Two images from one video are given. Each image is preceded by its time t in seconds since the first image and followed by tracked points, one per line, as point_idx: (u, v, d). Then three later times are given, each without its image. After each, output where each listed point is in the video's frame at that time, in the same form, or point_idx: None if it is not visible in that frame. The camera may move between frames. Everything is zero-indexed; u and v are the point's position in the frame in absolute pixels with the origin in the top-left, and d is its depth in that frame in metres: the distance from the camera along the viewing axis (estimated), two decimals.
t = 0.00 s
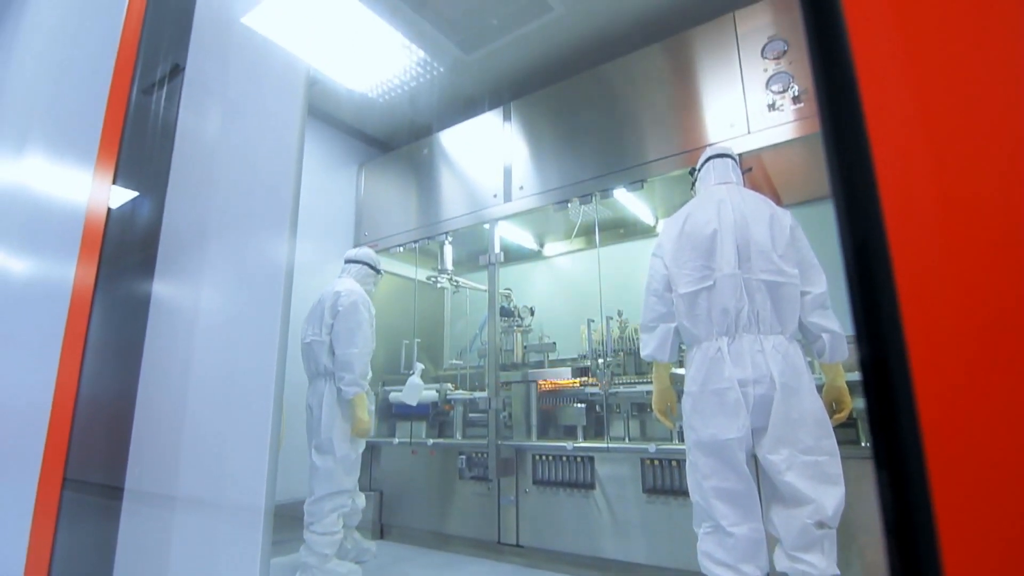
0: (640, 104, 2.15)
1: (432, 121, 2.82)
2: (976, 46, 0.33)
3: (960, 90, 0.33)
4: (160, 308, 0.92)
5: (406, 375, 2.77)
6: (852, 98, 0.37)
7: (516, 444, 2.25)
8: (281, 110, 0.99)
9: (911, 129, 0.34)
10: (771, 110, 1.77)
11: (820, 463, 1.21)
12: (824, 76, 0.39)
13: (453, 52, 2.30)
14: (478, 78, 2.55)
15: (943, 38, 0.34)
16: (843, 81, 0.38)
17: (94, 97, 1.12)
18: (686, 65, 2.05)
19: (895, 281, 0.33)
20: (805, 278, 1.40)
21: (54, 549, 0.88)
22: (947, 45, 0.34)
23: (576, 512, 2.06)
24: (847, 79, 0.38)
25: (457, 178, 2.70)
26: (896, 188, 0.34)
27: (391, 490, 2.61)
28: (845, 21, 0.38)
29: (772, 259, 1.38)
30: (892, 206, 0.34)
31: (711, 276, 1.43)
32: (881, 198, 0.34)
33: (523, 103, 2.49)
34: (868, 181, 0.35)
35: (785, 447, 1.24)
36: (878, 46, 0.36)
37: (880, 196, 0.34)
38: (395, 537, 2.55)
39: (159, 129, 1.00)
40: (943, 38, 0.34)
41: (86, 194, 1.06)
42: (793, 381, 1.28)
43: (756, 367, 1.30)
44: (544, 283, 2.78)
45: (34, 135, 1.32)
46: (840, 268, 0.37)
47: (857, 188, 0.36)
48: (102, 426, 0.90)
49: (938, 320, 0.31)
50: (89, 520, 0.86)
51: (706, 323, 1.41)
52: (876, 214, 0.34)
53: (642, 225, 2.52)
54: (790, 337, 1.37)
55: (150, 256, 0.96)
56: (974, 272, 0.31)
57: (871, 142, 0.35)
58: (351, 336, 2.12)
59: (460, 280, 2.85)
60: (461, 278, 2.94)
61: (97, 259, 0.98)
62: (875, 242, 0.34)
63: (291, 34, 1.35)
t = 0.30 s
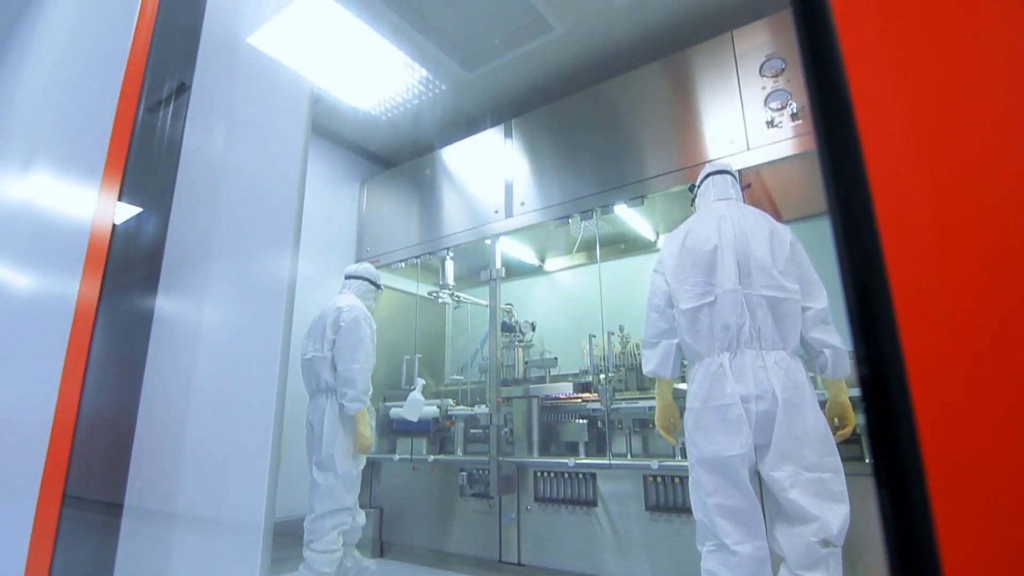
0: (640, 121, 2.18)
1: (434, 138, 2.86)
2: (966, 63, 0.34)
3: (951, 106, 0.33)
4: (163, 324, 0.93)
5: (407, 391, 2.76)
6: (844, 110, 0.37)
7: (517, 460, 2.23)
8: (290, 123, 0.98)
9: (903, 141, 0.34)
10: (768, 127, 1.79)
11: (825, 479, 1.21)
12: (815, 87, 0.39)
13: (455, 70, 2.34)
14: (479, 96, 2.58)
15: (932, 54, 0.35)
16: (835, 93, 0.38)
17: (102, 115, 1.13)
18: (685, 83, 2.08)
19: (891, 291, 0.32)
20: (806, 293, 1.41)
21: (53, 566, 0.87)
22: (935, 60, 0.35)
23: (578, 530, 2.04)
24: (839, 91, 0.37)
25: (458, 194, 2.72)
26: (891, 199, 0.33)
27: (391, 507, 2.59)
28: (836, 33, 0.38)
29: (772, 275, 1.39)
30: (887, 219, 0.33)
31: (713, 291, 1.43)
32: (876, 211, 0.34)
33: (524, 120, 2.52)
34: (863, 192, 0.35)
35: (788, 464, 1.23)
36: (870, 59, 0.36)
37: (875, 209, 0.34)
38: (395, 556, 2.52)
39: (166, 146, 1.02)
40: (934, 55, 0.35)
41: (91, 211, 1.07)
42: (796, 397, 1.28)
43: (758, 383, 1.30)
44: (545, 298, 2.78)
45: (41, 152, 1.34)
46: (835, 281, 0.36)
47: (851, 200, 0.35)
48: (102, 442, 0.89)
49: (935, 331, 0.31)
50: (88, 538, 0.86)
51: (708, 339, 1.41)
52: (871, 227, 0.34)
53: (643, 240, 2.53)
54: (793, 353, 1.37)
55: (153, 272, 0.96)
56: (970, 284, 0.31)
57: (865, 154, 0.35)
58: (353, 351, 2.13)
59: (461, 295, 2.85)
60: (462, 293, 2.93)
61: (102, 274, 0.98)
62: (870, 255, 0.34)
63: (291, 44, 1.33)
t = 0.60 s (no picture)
0: (640, 136, 2.20)
1: (436, 154, 2.89)
2: (957, 80, 0.34)
3: (944, 123, 0.34)
4: (166, 338, 0.93)
5: (408, 406, 2.75)
6: (839, 125, 0.37)
7: (519, 476, 2.22)
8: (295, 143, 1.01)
9: (897, 155, 0.34)
10: (768, 142, 1.80)
11: (829, 495, 1.20)
12: (811, 100, 0.39)
13: (457, 86, 2.38)
14: (481, 113, 2.62)
15: (925, 71, 0.35)
16: (829, 106, 0.38)
17: (108, 131, 1.14)
18: (685, 99, 2.10)
19: (889, 303, 0.32)
20: (807, 307, 1.39)
21: None
22: (927, 77, 0.35)
23: (581, 547, 2.02)
24: (834, 105, 0.37)
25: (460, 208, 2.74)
26: (886, 211, 0.34)
27: (391, 523, 2.57)
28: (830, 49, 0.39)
29: (774, 289, 1.39)
30: (883, 233, 0.33)
31: (714, 306, 1.43)
32: (873, 225, 0.34)
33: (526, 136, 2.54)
34: (858, 207, 0.35)
35: (792, 480, 1.23)
36: (863, 75, 0.37)
37: (871, 222, 0.34)
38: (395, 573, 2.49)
39: (170, 162, 1.02)
40: (925, 72, 0.35)
41: (97, 226, 1.08)
42: (799, 412, 1.27)
43: (761, 398, 1.29)
44: (547, 312, 2.78)
45: (46, 168, 1.36)
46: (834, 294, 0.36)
47: (848, 214, 0.35)
48: (104, 457, 0.89)
49: (932, 344, 0.31)
50: (88, 555, 0.85)
51: (710, 353, 1.41)
52: (868, 241, 0.34)
53: (645, 254, 2.53)
54: (795, 367, 1.36)
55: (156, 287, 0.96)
56: (965, 297, 0.31)
57: (860, 170, 0.35)
58: (356, 365, 2.14)
59: (462, 309, 2.85)
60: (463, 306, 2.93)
61: (106, 288, 0.99)
62: (867, 269, 0.34)
63: (303, 68, 1.42)
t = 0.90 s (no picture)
0: (640, 151, 2.22)
1: (439, 169, 2.92)
2: (951, 74, 0.33)
3: (937, 117, 0.33)
4: (167, 351, 0.93)
5: (409, 421, 2.73)
6: (831, 119, 0.36)
7: (521, 491, 2.20)
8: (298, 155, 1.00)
9: (892, 158, 0.33)
10: (769, 156, 1.82)
11: (834, 511, 1.18)
12: (804, 93, 0.38)
13: (459, 102, 2.41)
14: (483, 128, 2.65)
15: (918, 72, 0.34)
16: (821, 100, 0.37)
17: (115, 147, 1.16)
18: (685, 114, 2.12)
19: (887, 310, 0.31)
20: (809, 321, 1.39)
21: None
22: (920, 78, 0.34)
23: (584, 563, 2.00)
24: (826, 99, 0.36)
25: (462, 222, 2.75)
26: (882, 214, 0.32)
27: (392, 539, 2.54)
28: (821, 44, 0.38)
29: (776, 302, 1.39)
30: (877, 228, 0.32)
31: (716, 319, 1.44)
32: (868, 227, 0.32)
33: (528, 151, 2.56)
34: (852, 203, 0.33)
35: (797, 496, 1.22)
36: (855, 68, 0.36)
37: (865, 218, 0.33)
38: None
39: (176, 178, 1.04)
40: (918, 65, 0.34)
41: (102, 240, 1.08)
42: (802, 426, 1.27)
43: (765, 413, 1.29)
44: (549, 326, 2.77)
45: (52, 184, 1.37)
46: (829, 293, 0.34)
47: (842, 208, 0.34)
48: (106, 471, 0.89)
49: (932, 353, 0.29)
50: (89, 570, 0.84)
51: (713, 367, 1.41)
52: (862, 235, 0.33)
53: (646, 267, 2.53)
54: (798, 381, 1.36)
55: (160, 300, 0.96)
56: (965, 304, 0.29)
57: (854, 171, 0.34)
58: (358, 380, 2.13)
59: (465, 322, 2.83)
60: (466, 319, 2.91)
61: (110, 301, 0.99)
62: (863, 265, 0.32)
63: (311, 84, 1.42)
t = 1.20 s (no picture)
0: (640, 163, 2.23)
1: (441, 182, 2.94)
2: (947, 62, 0.31)
3: (933, 110, 0.31)
4: (167, 364, 0.90)
5: (410, 433, 2.72)
6: (822, 116, 0.34)
7: (523, 504, 2.19)
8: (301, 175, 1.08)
9: (886, 155, 0.31)
10: (768, 168, 1.83)
11: (838, 524, 1.16)
12: (795, 89, 0.37)
13: (460, 115, 2.44)
14: (484, 141, 2.67)
15: (910, 63, 0.32)
16: (813, 96, 0.35)
17: (119, 158, 1.17)
18: (684, 127, 2.14)
19: (884, 317, 0.29)
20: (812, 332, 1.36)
21: None
22: (914, 68, 0.32)
23: None
24: (816, 95, 0.35)
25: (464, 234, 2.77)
26: (877, 216, 0.30)
27: (393, 552, 2.52)
28: (809, 34, 0.36)
29: (776, 314, 1.39)
30: (872, 229, 0.30)
31: (718, 331, 1.44)
32: (863, 231, 0.31)
33: (529, 163, 2.58)
34: (845, 204, 0.32)
35: (800, 508, 1.21)
36: (845, 60, 0.34)
37: (858, 219, 0.31)
38: None
39: (180, 190, 1.00)
40: (911, 54, 0.32)
41: (104, 252, 1.08)
42: (805, 438, 1.26)
43: (767, 425, 1.28)
44: (552, 338, 2.76)
45: (58, 197, 1.38)
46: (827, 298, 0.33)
47: (836, 210, 0.33)
48: (102, 486, 0.85)
49: (932, 363, 0.27)
50: None
51: (715, 379, 1.41)
52: (857, 237, 0.31)
53: (646, 278, 2.53)
54: (800, 394, 1.35)
55: (162, 313, 0.93)
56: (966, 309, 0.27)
57: (848, 171, 0.32)
58: (359, 392, 2.13)
59: (465, 334, 2.84)
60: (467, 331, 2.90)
61: (113, 313, 0.95)
62: (858, 269, 0.31)
63: (312, 99, 1.48)
